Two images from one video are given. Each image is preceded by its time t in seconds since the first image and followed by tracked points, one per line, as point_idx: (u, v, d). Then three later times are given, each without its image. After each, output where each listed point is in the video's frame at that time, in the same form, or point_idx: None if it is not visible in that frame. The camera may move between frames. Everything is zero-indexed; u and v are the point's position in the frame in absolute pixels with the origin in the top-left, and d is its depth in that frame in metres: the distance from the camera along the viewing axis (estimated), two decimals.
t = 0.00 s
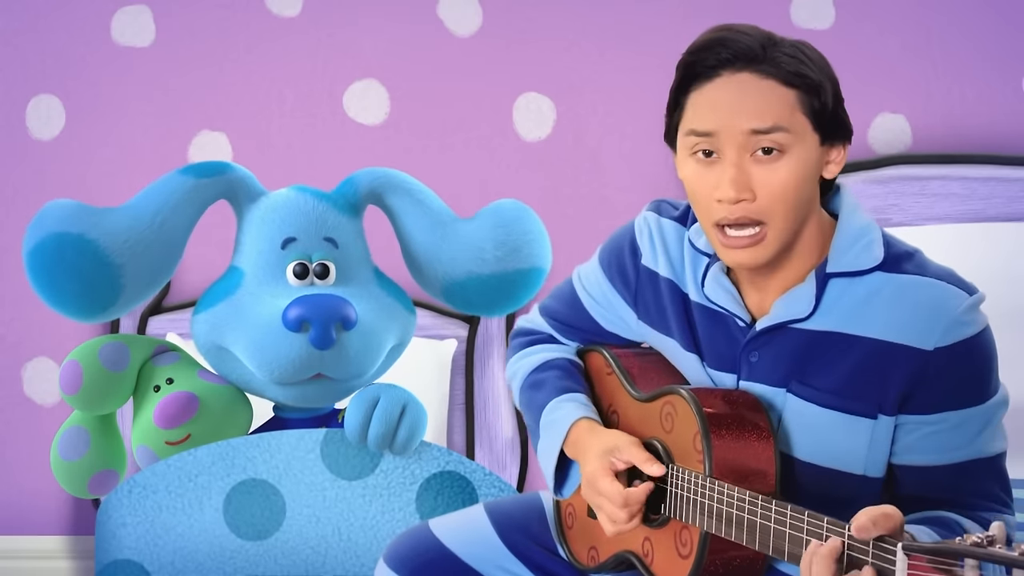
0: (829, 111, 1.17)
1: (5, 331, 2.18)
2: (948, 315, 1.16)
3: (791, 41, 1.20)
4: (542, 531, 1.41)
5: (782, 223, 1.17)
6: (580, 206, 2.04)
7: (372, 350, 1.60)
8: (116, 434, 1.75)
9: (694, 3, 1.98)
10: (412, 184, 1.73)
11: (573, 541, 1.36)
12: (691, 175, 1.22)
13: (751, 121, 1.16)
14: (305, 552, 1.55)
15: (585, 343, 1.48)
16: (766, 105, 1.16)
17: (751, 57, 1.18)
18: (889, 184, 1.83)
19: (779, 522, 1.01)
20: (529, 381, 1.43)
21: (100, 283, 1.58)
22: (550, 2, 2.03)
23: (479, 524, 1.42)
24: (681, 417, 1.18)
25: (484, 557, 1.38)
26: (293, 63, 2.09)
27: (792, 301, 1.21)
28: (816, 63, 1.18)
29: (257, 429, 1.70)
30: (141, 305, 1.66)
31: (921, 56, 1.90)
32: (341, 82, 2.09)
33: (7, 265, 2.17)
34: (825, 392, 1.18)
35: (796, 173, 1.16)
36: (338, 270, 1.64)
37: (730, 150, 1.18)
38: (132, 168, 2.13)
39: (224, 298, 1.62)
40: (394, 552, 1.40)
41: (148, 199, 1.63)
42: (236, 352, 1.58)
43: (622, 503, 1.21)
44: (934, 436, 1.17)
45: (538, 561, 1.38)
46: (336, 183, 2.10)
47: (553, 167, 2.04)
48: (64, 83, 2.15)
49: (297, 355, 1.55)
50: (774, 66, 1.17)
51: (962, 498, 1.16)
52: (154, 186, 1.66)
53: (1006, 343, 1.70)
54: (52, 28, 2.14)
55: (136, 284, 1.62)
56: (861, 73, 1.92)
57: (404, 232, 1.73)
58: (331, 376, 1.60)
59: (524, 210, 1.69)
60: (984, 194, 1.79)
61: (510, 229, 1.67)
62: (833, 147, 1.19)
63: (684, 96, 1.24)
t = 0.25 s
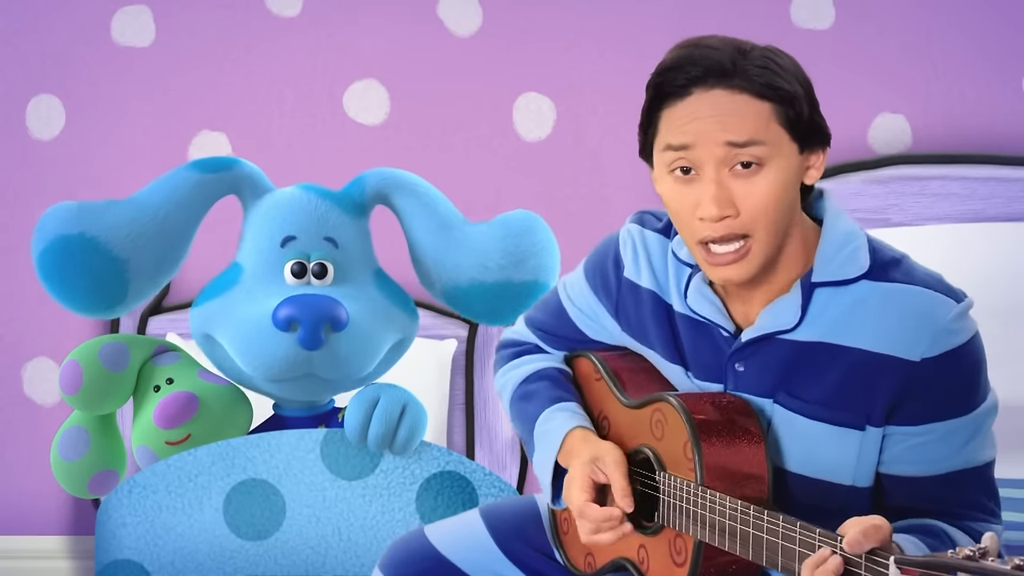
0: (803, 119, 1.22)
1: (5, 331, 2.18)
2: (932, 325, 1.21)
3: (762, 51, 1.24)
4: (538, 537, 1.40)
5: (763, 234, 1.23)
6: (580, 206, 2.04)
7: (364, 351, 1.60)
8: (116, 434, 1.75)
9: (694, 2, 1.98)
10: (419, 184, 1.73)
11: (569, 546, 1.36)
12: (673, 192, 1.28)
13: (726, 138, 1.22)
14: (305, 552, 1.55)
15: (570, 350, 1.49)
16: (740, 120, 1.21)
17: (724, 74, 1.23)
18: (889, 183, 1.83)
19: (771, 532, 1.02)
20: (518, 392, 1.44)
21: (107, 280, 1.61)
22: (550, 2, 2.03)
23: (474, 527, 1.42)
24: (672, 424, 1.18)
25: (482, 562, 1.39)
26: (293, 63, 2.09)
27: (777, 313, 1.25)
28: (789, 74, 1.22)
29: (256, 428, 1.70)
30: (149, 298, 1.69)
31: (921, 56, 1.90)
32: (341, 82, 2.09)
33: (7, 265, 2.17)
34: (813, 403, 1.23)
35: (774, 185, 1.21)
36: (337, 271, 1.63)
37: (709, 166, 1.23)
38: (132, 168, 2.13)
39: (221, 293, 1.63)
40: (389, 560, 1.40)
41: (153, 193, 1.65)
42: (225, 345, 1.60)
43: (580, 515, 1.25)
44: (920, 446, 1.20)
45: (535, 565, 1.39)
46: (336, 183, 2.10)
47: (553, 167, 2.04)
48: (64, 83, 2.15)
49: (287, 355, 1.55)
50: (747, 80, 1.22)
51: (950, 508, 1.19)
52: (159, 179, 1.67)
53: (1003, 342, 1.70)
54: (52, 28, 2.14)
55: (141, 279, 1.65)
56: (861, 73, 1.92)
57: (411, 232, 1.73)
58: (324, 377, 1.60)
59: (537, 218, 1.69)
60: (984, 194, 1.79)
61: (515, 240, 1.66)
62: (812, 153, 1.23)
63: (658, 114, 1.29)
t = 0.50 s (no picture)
0: (797, 110, 1.18)
1: (5, 331, 2.18)
2: (929, 313, 1.16)
3: (756, 44, 1.19)
4: (538, 533, 1.41)
5: (757, 221, 1.18)
6: (580, 206, 2.04)
7: (359, 351, 1.59)
8: (116, 434, 1.75)
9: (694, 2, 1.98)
10: (425, 187, 1.72)
11: (569, 543, 1.36)
12: (666, 181, 1.23)
13: (718, 126, 1.17)
14: (305, 552, 1.55)
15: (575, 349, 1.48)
16: (733, 108, 1.17)
17: (717, 63, 1.19)
18: (890, 183, 1.83)
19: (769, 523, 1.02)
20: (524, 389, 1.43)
21: (105, 265, 1.61)
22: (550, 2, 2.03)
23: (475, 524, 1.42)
24: (674, 417, 1.18)
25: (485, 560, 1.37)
26: (293, 63, 2.09)
27: (775, 304, 1.21)
28: (782, 64, 1.18)
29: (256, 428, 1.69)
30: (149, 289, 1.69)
31: (921, 56, 1.90)
32: (341, 82, 2.09)
33: (7, 265, 2.17)
34: (811, 394, 1.18)
35: (767, 174, 1.17)
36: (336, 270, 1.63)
37: (702, 154, 1.19)
38: (132, 168, 2.13)
39: (220, 289, 1.63)
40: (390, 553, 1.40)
41: (161, 187, 1.65)
42: (220, 341, 1.60)
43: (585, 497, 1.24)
44: (916, 435, 1.17)
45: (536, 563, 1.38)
46: (336, 183, 2.10)
47: (553, 167, 2.04)
48: (64, 83, 2.15)
49: (280, 354, 1.55)
50: (740, 71, 1.17)
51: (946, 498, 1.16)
52: (170, 174, 1.68)
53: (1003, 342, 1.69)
54: (52, 28, 2.14)
55: (140, 270, 1.64)
56: (861, 73, 1.92)
57: (415, 234, 1.73)
58: (319, 377, 1.60)
59: (542, 249, 1.70)
60: (983, 194, 1.79)
61: (513, 265, 1.68)
62: (805, 144, 1.20)
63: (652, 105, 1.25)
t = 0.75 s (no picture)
0: (803, 100, 1.18)
1: (5, 331, 2.18)
2: (932, 304, 1.16)
3: (765, 36, 1.20)
4: (541, 530, 1.41)
5: (761, 208, 1.18)
6: (580, 205, 2.04)
7: (359, 350, 1.59)
8: (116, 433, 1.75)
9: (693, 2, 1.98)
10: (426, 189, 1.72)
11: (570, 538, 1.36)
12: (674, 165, 1.23)
13: (725, 111, 1.17)
14: (305, 552, 1.55)
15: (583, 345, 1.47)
16: (740, 95, 1.17)
17: (726, 51, 1.19)
18: (890, 183, 1.83)
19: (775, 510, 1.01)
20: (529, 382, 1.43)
21: (108, 265, 1.61)
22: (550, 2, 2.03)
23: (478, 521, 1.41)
24: (681, 409, 1.18)
25: (489, 558, 1.38)
26: (293, 63, 2.09)
27: (779, 296, 1.21)
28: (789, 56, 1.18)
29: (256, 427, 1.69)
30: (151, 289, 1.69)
31: (921, 56, 1.90)
32: (341, 82, 2.09)
33: (7, 265, 2.17)
34: (815, 383, 1.18)
35: (772, 161, 1.17)
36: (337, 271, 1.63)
37: (708, 139, 1.19)
38: (132, 167, 2.13)
39: (220, 288, 1.63)
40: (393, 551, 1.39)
41: (163, 187, 1.65)
42: (220, 340, 1.60)
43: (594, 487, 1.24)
44: (919, 425, 1.17)
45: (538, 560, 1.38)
46: (336, 183, 2.10)
47: (553, 167, 2.04)
48: (64, 83, 2.15)
49: (279, 354, 1.55)
50: (748, 60, 1.18)
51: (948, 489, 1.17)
52: (172, 173, 1.68)
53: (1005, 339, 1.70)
54: (52, 28, 2.14)
55: (143, 269, 1.64)
56: (861, 73, 1.92)
57: (416, 234, 1.73)
58: (318, 377, 1.60)
59: (544, 244, 1.70)
60: (983, 194, 1.79)
61: (517, 262, 1.68)
62: (811, 135, 1.20)
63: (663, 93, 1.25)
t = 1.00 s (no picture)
0: (801, 108, 1.17)
1: (5, 331, 2.18)
2: (931, 316, 1.16)
3: (762, 42, 1.20)
4: (541, 532, 1.41)
5: (759, 219, 1.18)
6: (580, 205, 2.04)
7: (358, 352, 1.59)
8: (116, 433, 1.75)
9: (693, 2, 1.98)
10: (426, 190, 1.72)
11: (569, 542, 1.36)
12: (669, 176, 1.23)
13: (722, 120, 1.17)
14: (305, 552, 1.55)
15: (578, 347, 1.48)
16: (736, 104, 1.17)
17: (722, 59, 1.19)
18: (889, 184, 1.83)
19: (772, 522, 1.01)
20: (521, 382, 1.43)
21: (107, 268, 1.61)
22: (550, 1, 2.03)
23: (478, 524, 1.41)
24: (677, 418, 1.18)
25: (488, 560, 1.37)
26: (293, 63, 2.09)
27: (775, 305, 1.20)
28: (787, 63, 1.18)
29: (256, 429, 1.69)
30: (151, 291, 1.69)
31: (921, 56, 1.90)
32: (341, 82, 2.09)
33: (7, 265, 2.17)
34: (813, 395, 1.18)
35: (770, 170, 1.17)
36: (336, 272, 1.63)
37: (705, 149, 1.18)
38: (132, 167, 2.13)
39: (220, 290, 1.63)
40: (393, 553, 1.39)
41: (162, 189, 1.65)
42: (220, 342, 1.60)
43: (608, 493, 1.22)
44: (924, 437, 1.17)
45: (538, 563, 1.38)
46: (336, 183, 2.10)
47: (553, 167, 2.04)
48: (64, 83, 2.15)
49: (279, 355, 1.55)
50: (745, 67, 1.17)
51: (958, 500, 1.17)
52: (170, 175, 1.67)
53: (1004, 342, 1.70)
54: (52, 28, 2.14)
55: (142, 272, 1.64)
56: (861, 73, 1.92)
57: (415, 236, 1.73)
58: (317, 378, 1.60)
59: (543, 243, 1.70)
60: (984, 194, 1.79)
61: (517, 262, 1.68)
62: (808, 143, 1.20)
63: (659, 101, 1.25)
